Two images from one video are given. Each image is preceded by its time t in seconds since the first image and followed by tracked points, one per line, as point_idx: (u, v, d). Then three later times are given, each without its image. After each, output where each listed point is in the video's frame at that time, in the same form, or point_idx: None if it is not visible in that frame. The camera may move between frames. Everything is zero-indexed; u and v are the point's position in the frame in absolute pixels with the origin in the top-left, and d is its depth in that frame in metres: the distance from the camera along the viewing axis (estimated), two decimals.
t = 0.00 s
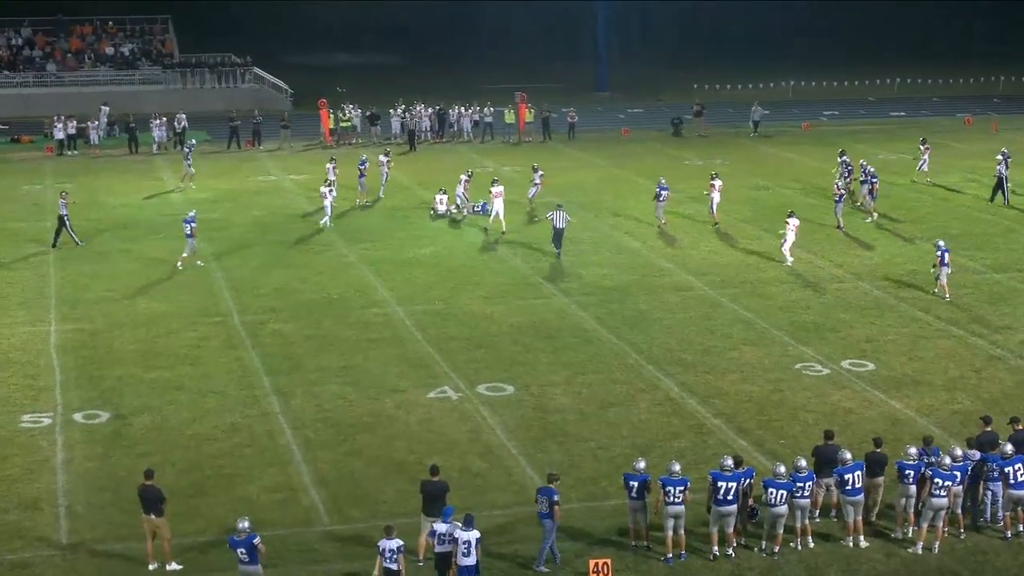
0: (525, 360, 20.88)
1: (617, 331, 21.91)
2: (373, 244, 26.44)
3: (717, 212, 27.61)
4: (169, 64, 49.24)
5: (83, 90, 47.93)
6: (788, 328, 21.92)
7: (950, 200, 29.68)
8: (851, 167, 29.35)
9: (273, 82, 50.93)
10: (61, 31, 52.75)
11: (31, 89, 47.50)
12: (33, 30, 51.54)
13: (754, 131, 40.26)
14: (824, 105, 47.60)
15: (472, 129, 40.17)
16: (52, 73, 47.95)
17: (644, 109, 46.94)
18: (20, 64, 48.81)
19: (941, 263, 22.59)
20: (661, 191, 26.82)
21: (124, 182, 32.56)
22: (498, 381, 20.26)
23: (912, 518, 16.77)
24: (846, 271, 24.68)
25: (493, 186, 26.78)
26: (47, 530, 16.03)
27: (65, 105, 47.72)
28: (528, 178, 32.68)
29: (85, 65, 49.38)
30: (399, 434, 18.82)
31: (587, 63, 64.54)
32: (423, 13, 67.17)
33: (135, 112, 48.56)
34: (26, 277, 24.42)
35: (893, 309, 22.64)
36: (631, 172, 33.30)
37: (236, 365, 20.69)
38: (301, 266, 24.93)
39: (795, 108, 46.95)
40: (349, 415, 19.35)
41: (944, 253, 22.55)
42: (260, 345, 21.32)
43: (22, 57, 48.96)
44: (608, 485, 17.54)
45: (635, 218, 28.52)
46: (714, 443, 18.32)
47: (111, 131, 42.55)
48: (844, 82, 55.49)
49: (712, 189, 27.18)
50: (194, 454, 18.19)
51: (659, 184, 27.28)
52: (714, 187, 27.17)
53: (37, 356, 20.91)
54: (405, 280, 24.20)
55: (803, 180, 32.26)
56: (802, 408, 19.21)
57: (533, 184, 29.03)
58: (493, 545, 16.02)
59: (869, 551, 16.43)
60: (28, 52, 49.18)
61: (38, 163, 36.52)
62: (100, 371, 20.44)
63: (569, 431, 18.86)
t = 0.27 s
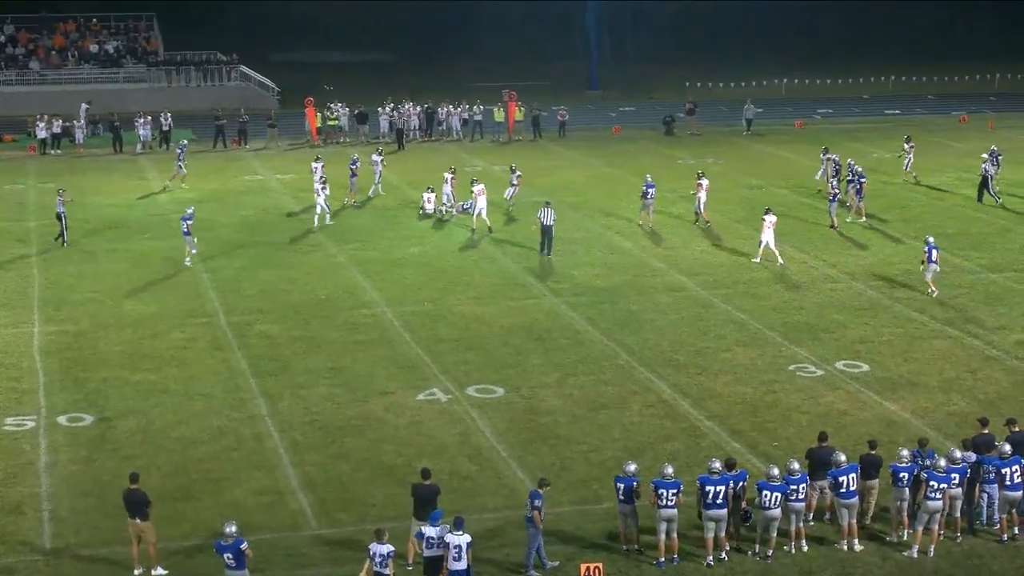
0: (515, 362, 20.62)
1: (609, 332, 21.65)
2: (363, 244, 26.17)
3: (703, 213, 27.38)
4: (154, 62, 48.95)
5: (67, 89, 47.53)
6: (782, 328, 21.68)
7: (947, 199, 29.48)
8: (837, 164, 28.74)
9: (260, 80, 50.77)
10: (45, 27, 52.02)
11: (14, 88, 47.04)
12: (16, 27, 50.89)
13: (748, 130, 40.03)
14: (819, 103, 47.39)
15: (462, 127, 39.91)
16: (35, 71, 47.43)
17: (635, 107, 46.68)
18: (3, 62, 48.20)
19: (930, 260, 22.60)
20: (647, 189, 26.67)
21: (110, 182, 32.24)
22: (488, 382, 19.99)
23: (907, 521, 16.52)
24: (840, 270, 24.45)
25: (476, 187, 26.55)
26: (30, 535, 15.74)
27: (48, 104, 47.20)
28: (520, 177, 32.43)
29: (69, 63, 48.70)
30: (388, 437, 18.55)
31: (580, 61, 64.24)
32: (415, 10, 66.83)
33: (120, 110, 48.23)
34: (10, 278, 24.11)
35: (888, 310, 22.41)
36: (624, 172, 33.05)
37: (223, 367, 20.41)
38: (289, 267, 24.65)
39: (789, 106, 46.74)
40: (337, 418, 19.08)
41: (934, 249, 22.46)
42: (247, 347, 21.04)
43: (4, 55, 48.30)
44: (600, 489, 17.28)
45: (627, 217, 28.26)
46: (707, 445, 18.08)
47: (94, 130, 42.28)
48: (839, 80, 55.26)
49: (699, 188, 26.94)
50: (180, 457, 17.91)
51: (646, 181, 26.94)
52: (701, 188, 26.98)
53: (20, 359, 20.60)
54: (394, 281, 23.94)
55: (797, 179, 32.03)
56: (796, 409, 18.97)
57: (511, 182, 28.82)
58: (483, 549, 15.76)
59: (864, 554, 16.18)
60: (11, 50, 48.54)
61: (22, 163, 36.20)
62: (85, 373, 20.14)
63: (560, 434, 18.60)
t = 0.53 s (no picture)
0: (501, 364, 20.24)
1: (596, 334, 21.29)
2: (347, 244, 25.78)
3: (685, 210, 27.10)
4: (132, 58, 48.48)
5: (44, 86, 47.17)
6: (772, 329, 21.34)
7: (939, 197, 29.20)
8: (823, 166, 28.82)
9: (240, 77, 50.26)
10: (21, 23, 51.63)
11: None
12: None
13: (738, 127, 39.71)
14: (810, 100, 47.09)
15: (446, 124, 39.54)
16: (11, 68, 47.06)
17: (623, 104, 46.34)
18: None
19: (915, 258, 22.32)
20: (630, 186, 26.45)
21: (90, 181, 31.79)
22: (474, 385, 19.63)
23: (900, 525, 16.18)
24: (831, 270, 24.13)
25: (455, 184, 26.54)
26: (5, 542, 15.34)
27: (25, 100, 46.85)
28: (507, 175, 32.05)
29: (46, 60, 48.37)
30: (371, 441, 18.17)
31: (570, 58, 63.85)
32: (401, 6, 66.28)
33: (98, 108, 47.88)
34: None
35: (881, 311, 22.08)
36: (612, 170, 32.69)
37: (203, 370, 20.01)
38: (272, 268, 24.25)
39: (779, 103, 46.43)
40: (319, 422, 18.69)
41: (921, 246, 22.26)
42: (227, 350, 20.64)
43: None
44: (587, 493, 16.92)
45: (615, 216, 27.91)
46: (696, 448, 17.73)
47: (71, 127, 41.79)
48: (830, 77, 54.95)
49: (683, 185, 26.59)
50: (159, 462, 17.51)
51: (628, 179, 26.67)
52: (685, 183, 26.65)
53: None
54: (379, 282, 23.56)
55: (787, 177, 31.70)
56: (787, 412, 18.63)
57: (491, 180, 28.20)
58: (469, 555, 15.40)
59: (856, 559, 15.83)
60: None
61: None
62: (61, 377, 19.73)
63: (547, 437, 18.24)
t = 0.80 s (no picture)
0: (483, 367, 19.78)
1: (580, 335, 20.84)
2: (328, 245, 25.30)
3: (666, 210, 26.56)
4: (105, 54, 47.09)
5: (14, 83, 45.70)
6: (760, 331, 20.91)
7: (930, 195, 28.83)
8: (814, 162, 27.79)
9: (215, 73, 49.23)
10: None
11: None
12: None
13: (725, 123, 39.30)
14: (798, 96, 46.70)
15: (427, 121, 39.07)
16: None
17: (608, 101, 45.91)
18: None
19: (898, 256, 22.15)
20: (613, 182, 26.09)
21: (66, 181, 31.23)
22: (455, 388, 19.16)
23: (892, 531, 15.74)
24: (820, 270, 23.72)
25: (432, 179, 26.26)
26: None
27: None
28: (492, 173, 31.59)
29: (15, 56, 46.91)
30: (350, 446, 17.71)
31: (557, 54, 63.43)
32: (385, 2, 65.65)
33: (72, 105, 46.50)
34: None
35: (871, 311, 21.68)
36: (598, 168, 32.23)
37: (177, 373, 19.51)
38: (250, 269, 23.76)
39: (766, 99, 46.03)
40: (297, 426, 18.21)
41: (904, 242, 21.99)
42: (202, 352, 20.14)
43: None
44: (572, 499, 16.47)
45: (599, 215, 27.46)
46: (683, 453, 17.30)
47: (42, 126, 40.74)
48: (819, 73, 54.63)
49: (664, 184, 26.14)
50: (131, 468, 17.02)
51: (612, 177, 26.28)
52: (666, 182, 26.22)
53: None
54: (359, 283, 23.08)
55: (775, 175, 31.29)
56: (775, 415, 18.21)
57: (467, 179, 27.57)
58: (451, 562, 14.94)
59: (846, 566, 15.40)
60: None
61: None
62: (31, 382, 19.20)
63: (530, 442, 17.79)
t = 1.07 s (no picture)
0: (462, 370, 19.28)
1: (562, 338, 20.35)
2: (305, 245, 24.77)
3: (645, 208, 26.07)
4: (71, 50, 46.13)
5: None
6: (746, 333, 20.44)
7: (919, 192, 28.42)
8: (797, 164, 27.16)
9: (186, 69, 48.02)
10: None
11: None
12: None
13: (710, 120, 38.86)
14: (784, 92, 46.27)
15: (404, 118, 38.53)
16: None
17: (590, 97, 45.43)
18: None
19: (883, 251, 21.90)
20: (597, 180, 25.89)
21: (37, 180, 30.62)
22: (434, 392, 18.65)
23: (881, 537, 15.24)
24: (807, 269, 23.28)
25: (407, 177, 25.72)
26: None
27: None
28: (473, 172, 31.09)
29: None
30: (325, 452, 17.19)
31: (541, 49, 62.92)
32: None
33: (36, 102, 45.43)
34: None
35: (860, 312, 21.23)
36: (581, 166, 31.75)
37: (148, 378, 18.97)
38: (224, 270, 23.22)
39: (752, 95, 45.59)
40: (271, 432, 17.69)
41: (887, 238, 21.72)
42: (173, 356, 19.61)
43: None
44: (553, 505, 15.97)
45: (582, 214, 26.97)
46: (667, 458, 16.81)
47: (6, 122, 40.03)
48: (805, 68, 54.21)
49: (642, 183, 25.69)
50: (100, 476, 16.47)
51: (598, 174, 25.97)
52: (644, 180, 25.79)
53: None
54: (337, 284, 22.55)
55: (761, 173, 30.85)
56: (762, 419, 17.75)
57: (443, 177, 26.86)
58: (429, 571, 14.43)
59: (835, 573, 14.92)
60: None
61: None
62: None
63: (511, 447, 17.29)
